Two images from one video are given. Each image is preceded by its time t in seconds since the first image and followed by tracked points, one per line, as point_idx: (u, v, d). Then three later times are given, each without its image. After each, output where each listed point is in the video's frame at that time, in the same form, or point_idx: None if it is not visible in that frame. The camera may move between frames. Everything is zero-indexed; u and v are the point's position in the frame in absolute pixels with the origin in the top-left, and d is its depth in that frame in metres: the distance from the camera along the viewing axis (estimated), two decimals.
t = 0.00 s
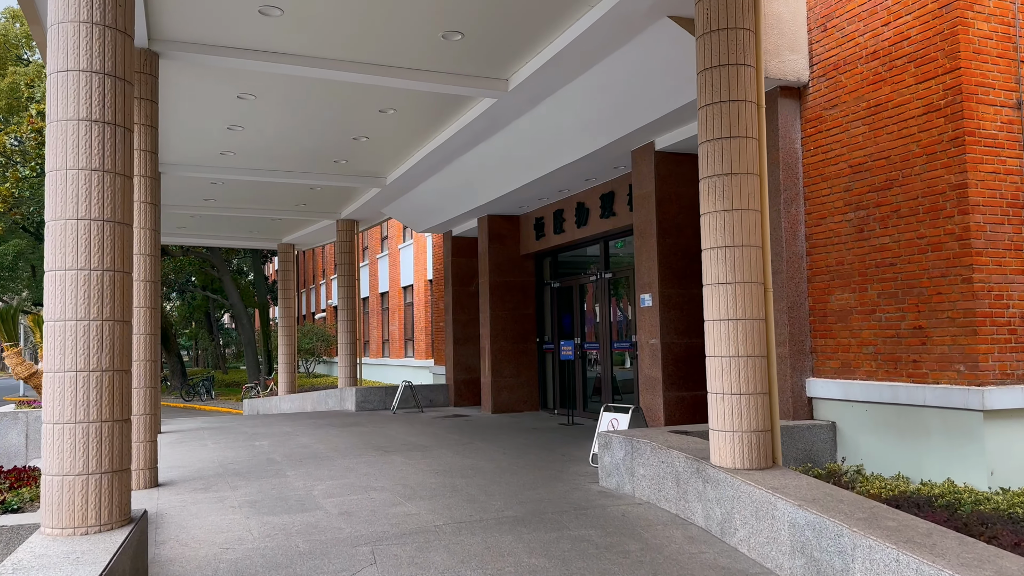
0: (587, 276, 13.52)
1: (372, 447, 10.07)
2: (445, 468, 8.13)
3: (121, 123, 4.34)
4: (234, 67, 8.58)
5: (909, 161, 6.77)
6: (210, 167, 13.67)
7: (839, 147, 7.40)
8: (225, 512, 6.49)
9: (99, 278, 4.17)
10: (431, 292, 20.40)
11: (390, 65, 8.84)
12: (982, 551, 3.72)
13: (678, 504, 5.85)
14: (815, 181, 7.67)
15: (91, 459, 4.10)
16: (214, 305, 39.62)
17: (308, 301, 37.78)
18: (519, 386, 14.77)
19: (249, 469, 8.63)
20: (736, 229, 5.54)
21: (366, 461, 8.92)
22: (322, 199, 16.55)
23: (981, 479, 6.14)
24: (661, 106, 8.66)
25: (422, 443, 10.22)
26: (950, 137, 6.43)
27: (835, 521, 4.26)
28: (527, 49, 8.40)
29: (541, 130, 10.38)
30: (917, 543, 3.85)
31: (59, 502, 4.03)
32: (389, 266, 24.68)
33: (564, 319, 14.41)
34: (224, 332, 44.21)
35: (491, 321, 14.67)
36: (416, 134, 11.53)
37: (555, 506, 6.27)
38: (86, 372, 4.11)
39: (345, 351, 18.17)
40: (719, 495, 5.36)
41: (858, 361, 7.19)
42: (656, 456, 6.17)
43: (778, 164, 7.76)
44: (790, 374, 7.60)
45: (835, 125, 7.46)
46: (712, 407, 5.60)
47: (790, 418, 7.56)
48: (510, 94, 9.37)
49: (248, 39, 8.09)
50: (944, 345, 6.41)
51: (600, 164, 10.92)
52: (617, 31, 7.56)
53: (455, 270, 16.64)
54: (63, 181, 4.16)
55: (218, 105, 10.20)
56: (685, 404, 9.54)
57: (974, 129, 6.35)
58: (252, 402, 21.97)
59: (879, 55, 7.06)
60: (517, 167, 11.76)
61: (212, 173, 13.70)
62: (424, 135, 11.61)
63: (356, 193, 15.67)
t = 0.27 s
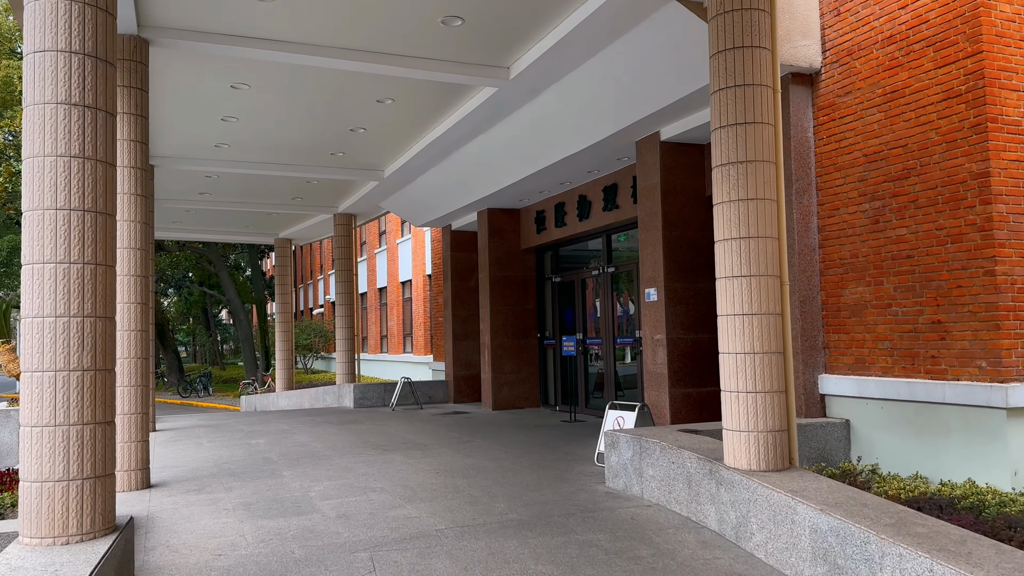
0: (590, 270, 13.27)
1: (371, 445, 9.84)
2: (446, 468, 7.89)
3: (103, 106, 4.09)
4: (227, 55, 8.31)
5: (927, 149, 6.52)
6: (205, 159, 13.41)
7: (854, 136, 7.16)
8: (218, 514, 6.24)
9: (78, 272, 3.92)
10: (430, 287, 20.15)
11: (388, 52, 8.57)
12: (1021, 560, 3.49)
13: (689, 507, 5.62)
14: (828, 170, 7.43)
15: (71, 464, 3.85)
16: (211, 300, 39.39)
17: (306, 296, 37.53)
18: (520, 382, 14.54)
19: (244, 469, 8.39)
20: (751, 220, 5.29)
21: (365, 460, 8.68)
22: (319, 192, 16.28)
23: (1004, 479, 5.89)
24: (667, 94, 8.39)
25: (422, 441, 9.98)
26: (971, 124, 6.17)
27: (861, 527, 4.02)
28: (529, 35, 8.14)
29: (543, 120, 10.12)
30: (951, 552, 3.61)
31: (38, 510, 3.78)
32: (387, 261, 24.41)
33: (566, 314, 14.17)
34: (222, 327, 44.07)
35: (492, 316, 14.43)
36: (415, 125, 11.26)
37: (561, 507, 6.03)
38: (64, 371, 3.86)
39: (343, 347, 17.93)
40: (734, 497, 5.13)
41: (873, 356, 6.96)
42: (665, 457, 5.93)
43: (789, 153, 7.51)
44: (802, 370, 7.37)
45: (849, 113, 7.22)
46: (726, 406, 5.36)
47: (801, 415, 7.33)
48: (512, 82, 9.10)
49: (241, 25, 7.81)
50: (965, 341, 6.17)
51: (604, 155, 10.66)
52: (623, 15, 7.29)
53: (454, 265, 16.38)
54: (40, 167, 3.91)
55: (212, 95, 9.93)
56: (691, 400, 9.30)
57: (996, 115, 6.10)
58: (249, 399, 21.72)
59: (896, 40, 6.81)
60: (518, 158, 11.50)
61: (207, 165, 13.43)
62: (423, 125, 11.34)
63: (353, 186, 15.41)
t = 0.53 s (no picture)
0: (590, 260, 13.00)
1: (367, 440, 9.58)
2: (444, 465, 7.63)
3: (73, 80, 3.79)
4: (215, 36, 8.00)
5: (946, 132, 6.24)
6: (196, 148, 13.11)
7: (868, 119, 6.88)
8: (205, 514, 5.98)
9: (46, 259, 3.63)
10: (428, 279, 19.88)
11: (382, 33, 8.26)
12: None
13: (699, 506, 5.36)
14: (840, 155, 7.16)
15: (40, 466, 3.57)
16: (207, 293, 39.10)
17: (302, 288, 37.25)
18: (519, 375, 14.28)
19: (235, 466, 8.13)
20: (766, 204, 5.01)
21: (360, 456, 8.42)
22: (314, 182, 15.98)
23: None
24: (672, 76, 8.10)
25: (419, 436, 9.73)
26: (993, 104, 5.89)
27: (887, 530, 3.76)
28: (529, 15, 7.83)
29: (542, 105, 9.82)
30: (987, 557, 3.35)
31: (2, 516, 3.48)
32: (384, 253, 24.12)
33: (565, 306, 13.90)
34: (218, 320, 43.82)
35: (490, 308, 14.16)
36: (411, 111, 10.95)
37: (564, 507, 5.77)
38: (30, 366, 3.57)
39: (339, 340, 17.65)
40: (748, 497, 4.87)
41: (888, 348, 6.70)
42: (673, 454, 5.67)
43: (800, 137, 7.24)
44: (812, 362, 7.12)
45: (862, 95, 6.94)
46: (739, 400, 5.10)
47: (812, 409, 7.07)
48: (511, 66, 8.80)
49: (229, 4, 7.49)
50: (986, 331, 5.91)
51: (605, 142, 10.37)
52: None
53: (452, 256, 16.09)
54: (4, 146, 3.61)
55: (201, 80, 9.62)
56: (696, 394, 9.04)
57: (1019, 95, 5.81)
58: (244, 392, 21.45)
59: (912, 18, 6.53)
60: (518, 145, 11.20)
61: (199, 153, 13.13)
62: (419, 111, 11.03)
63: (349, 175, 15.11)
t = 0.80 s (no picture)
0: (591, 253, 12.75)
1: (363, 438, 9.33)
2: (443, 465, 7.39)
3: (44, 60, 3.51)
4: (204, 21, 7.70)
5: (966, 119, 5.99)
6: (187, 137, 12.82)
7: (883, 106, 6.63)
8: (194, 519, 5.73)
9: (14, 254, 3.36)
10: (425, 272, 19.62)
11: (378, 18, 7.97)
12: None
13: (711, 510, 5.13)
14: (853, 144, 6.92)
15: (10, 478, 3.31)
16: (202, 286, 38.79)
17: (298, 281, 36.97)
18: (518, 369, 14.05)
19: (228, 466, 7.88)
20: (782, 194, 4.77)
21: (357, 455, 8.18)
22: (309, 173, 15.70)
23: None
24: (678, 63, 7.83)
25: (418, 434, 9.48)
26: (1016, 89, 5.64)
27: (917, 541, 3.52)
28: None
29: (543, 94, 9.55)
30: None
31: None
32: (380, 245, 23.84)
33: (566, 299, 13.65)
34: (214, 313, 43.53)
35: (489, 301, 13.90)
36: (408, 99, 10.67)
37: (570, 511, 5.53)
38: None
39: (336, 334, 17.40)
40: (764, 502, 4.64)
41: (904, 344, 6.47)
42: (683, 455, 5.44)
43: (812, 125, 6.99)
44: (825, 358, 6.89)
45: (877, 81, 6.69)
46: (753, 400, 4.87)
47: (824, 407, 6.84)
48: (511, 52, 8.52)
49: None
50: (1008, 327, 5.67)
51: (608, 132, 10.11)
52: None
53: (450, 248, 15.82)
54: None
55: (191, 67, 9.32)
56: (701, 390, 8.81)
57: None
58: (240, 386, 21.20)
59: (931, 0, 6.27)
60: (517, 134, 10.93)
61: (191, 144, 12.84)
62: (416, 100, 10.75)
63: (345, 166, 14.82)
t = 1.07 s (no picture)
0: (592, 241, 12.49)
1: (360, 430, 9.07)
2: (444, 457, 7.13)
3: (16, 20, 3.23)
4: None
5: (991, 95, 5.74)
6: (179, 122, 12.50)
7: (903, 83, 6.38)
8: (185, 515, 5.47)
9: None
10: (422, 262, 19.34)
11: None
12: None
13: (728, 505, 4.89)
14: (871, 124, 6.66)
15: None
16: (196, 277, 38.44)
17: (294, 272, 36.63)
18: (518, 360, 13.80)
19: (221, 459, 7.61)
20: (806, 171, 4.51)
21: (355, 447, 7.91)
22: (304, 160, 15.38)
23: None
24: (687, 41, 7.55)
25: (417, 425, 9.23)
26: None
27: (960, 541, 3.27)
28: None
29: (546, 75, 9.26)
30: None
31: None
32: (376, 235, 23.53)
33: (566, 288, 13.39)
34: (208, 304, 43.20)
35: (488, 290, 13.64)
36: (406, 81, 10.37)
37: (579, 506, 5.28)
38: None
39: (332, 324, 17.12)
40: (786, 497, 4.40)
41: (923, 331, 6.23)
42: (697, 447, 5.19)
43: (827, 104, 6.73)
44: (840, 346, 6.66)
45: (896, 57, 6.43)
46: (774, 390, 4.62)
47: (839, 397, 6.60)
48: (513, 30, 8.23)
49: None
50: None
51: (612, 115, 9.83)
52: None
53: (448, 237, 15.54)
54: None
55: (182, 47, 9.01)
56: (709, 380, 8.56)
57: None
58: (235, 377, 20.93)
59: None
60: (518, 118, 10.64)
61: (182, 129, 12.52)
62: (414, 82, 10.45)
63: (341, 153, 14.51)
